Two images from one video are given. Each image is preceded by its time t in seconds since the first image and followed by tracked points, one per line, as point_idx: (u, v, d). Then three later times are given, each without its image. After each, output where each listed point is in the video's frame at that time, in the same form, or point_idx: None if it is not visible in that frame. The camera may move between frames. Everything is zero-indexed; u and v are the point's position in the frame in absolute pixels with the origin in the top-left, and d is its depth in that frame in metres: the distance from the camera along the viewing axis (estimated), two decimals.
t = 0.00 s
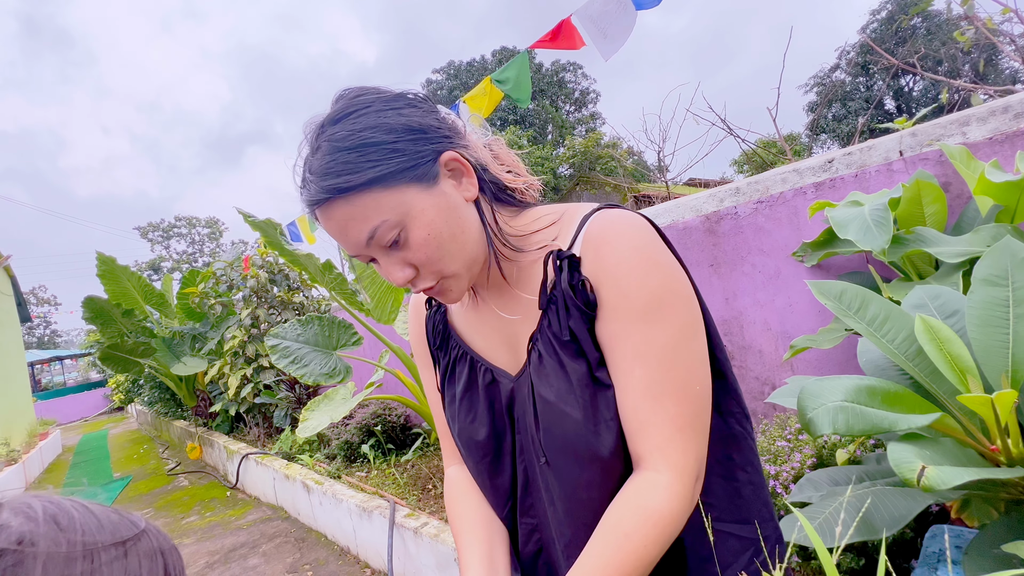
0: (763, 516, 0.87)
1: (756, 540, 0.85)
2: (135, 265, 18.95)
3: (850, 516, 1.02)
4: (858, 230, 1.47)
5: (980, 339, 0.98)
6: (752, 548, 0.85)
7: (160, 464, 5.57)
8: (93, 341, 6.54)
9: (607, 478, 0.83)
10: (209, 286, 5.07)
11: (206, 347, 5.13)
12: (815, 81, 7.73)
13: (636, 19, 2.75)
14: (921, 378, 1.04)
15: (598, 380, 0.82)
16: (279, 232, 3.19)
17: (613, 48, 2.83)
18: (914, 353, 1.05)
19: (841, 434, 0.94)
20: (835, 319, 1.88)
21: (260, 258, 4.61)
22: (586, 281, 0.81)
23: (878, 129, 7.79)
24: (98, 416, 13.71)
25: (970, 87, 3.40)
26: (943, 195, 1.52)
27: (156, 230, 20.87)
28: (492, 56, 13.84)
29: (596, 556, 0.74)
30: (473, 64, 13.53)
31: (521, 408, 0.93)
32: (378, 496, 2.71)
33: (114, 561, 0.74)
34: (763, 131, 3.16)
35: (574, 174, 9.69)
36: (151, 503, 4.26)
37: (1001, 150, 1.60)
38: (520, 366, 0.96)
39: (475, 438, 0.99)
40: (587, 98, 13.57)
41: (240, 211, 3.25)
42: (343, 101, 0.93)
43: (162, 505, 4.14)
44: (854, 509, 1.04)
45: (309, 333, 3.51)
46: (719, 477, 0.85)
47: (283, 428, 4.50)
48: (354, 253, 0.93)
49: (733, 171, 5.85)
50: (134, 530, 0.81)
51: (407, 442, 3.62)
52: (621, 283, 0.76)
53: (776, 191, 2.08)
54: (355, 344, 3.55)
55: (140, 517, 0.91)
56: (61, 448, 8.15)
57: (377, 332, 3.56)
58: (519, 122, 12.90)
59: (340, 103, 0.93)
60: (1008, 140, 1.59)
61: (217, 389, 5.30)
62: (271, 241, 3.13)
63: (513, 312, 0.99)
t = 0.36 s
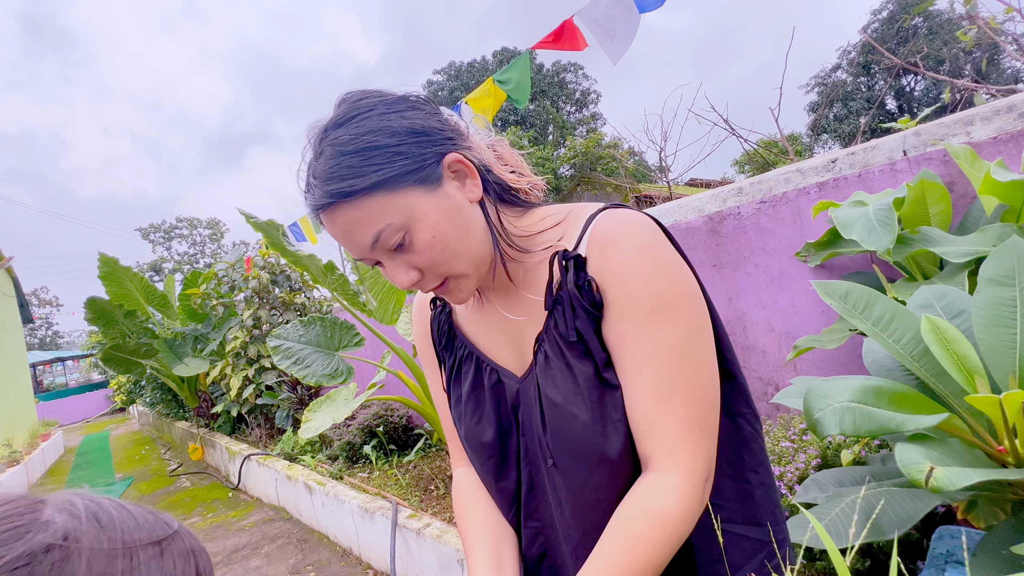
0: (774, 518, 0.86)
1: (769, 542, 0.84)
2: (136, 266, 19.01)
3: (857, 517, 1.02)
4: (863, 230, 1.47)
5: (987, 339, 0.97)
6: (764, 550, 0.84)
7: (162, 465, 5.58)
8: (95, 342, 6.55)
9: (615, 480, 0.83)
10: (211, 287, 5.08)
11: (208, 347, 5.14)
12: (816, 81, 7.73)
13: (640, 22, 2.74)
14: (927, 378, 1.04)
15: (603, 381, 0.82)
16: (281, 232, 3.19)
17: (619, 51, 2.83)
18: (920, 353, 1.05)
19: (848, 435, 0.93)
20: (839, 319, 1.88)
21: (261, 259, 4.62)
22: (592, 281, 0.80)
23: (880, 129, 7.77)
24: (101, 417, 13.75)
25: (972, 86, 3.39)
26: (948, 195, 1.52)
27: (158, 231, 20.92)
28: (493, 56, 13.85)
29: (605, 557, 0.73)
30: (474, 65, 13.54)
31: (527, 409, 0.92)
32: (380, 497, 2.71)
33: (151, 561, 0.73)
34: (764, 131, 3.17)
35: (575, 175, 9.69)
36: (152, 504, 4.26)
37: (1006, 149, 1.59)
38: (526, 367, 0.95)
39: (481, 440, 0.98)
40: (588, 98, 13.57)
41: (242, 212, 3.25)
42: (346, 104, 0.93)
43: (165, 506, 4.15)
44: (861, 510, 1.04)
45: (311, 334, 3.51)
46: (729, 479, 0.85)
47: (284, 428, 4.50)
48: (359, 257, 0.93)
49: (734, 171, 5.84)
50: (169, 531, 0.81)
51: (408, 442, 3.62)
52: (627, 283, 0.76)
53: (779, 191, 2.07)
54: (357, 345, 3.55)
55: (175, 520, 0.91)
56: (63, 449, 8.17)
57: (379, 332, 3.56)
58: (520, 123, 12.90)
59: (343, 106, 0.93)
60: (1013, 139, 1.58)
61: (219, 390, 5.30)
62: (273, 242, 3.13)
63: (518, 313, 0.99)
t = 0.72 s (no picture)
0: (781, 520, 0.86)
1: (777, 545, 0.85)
2: (138, 268, 19.06)
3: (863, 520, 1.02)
4: (865, 232, 1.47)
5: (991, 341, 0.97)
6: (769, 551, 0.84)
7: (164, 467, 5.58)
8: (97, 344, 6.56)
9: (623, 482, 0.83)
10: (212, 289, 5.08)
11: (210, 349, 5.14)
12: (817, 82, 7.74)
13: (647, 28, 2.76)
14: (931, 380, 1.04)
15: (610, 384, 0.82)
16: (284, 235, 3.20)
17: (631, 53, 2.83)
18: (924, 355, 1.05)
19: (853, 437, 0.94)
20: (842, 320, 1.88)
21: (263, 261, 4.63)
22: (599, 284, 0.81)
23: (881, 129, 7.77)
24: (102, 419, 13.76)
25: (974, 87, 3.39)
26: (950, 197, 1.52)
27: (159, 233, 20.96)
28: (494, 58, 13.88)
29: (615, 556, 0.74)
30: (474, 67, 13.56)
31: (534, 412, 0.92)
32: (382, 499, 2.71)
33: (185, 566, 0.73)
34: (766, 132, 3.17)
35: (575, 176, 9.71)
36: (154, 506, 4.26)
37: (1009, 151, 1.59)
38: (533, 370, 0.95)
39: (487, 444, 0.99)
40: (589, 99, 13.59)
41: (245, 214, 3.26)
42: (355, 111, 0.93)
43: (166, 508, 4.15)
44: (866, 512, 1.04)
45: (313, 336, 3.52)
46: (735, 481, 0.85)
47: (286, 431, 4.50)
48: (367, 261, 0.93)
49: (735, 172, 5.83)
50: (201, 539, 0.81)
51: (410, 444, 3.62)
52: (633, 287, 0.76)
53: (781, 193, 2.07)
54: (359, 347, 3.56)
55: (204, 530, 0.91)
56: (64, 451, 8.18)
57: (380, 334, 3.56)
58: (521, 125, 12.91)
59: (351, 113, 0.93)
60: (1015, 141, 1.58)
61: (220, 392, 5.31)
62: (276, 244, 3.14)
63: (525, 315, 0.99)
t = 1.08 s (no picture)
0: (785, 517, 0.86)
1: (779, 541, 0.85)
2: (139, 271, 19.10)
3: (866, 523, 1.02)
4: (867, 234, 1.47)
5: (992, 342, 0.97)
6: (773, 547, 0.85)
7: (165, 470, 5.58)
8: (99, 347, 6.57)
9: (626, 481, 0.83)
10: (214, 292, 5.09)
11: (211, 352, 5.15)
12: (818, 83, 7.74)
13: (649, 29, 2.76)
14: (933, 382, 1.04)
15: (615, 382, 0.82)
16: (285, 238, 3.20)
17: (632, 55, 2.83)
18: (925, 357, 1.05)
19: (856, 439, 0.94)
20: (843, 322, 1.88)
21: (264, 263, 4.63)
22: (607, 282, 0.81)
23: (882, 131, 7.76)
24: (104, 422, 13.77)
25: (975, 88, 3.39)
26: (951, 199, 1.52)
27: (160, 235, 21.00)
28: (494, 61, 13.92)
29: (648, 514, 0.72)
30: (475, 70, 13.59)
31: (538, 411, 0.92)
32: (384, 502, 2.70)
33: (186, 567, 0.73)
34: (766, 133, 3.17)
35: (576, 178, 9.71)
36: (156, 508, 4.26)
37: (1010, 153, 1.59)
38: (537, 369, 0.95)
39: (490, 442, 0.99)
40: (589, 102, 13.61)
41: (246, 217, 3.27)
42: (363, 111, 0.93)
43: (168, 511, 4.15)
44: (869, 515, 1.03)
45: (314, 338, 3.52)
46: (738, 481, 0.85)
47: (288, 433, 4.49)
48: (373, 259, 0.94)
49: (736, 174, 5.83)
50: (203, 540, 0.81)
51: (411, 447, 3.62)
52: (643, 283, 0.76)
53: (782, 194, 2.08)
54: (361, 349, 3.56)
55: (209, 532, 0.91)
56: (65, 454, 8.18)
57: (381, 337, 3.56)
58: (521, 127, 12.91)
59: (359, 113, 0.94)
60: (1015, 142, 1.58)
61: (222, 395, 5.31)
62: (277, 247, 3.14)
63: (527, 315, 0.99)
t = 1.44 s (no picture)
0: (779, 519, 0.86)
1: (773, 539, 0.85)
2: (140, 274, 19.14)
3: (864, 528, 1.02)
4: (865, 237, 1.47)
5: (991, 346, 0.97)
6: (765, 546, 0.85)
7: (166, 474, 5.59)
8: (100, 351, 6.57)
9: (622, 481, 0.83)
10: (214, 295, 5.11)
11: (212, 356, 5.15)
12: (817, 85, 7.75)
13: (648, 32, 2.77)
14: (932, 385, 1.04)
15: (611, 383, 0.83)
16: (286, 241, 3.21)
17: (632, 58, 2.85)
18: (925, 360, 1.05)
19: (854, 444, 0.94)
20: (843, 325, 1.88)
21: (265, 267, 4.64)
22: (604, 284, 0.81)
23: (881, 133, 7.77)
24: (105, 425, 13.77)
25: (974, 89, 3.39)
26: (950, 202, 1.52)
27: (162, 239, 21.02)
28: (494, 64, 13.94)
29: (641, 484, 0.71)
30: (475, 73, 13.62)
31: (535, 412, 0.93)
32: (385, 505, 2.71)
33: None
34: (766, 136, 3.17)
35: (577, 180, 9.73)
36: (157, 512, 4.26)
37: (1008, 156, 1.59)
38: (534, 370, 0.95)
39: (488, 439, 0.99)
40: (589, 104, 13.64)
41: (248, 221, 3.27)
42: (366, 118, 0.94)
43: (169, 514, 4.15)
44: (867, 519, 1.03)
45: (315, 342, 3.52)
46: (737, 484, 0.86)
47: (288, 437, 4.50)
48: (374, 262, 0.94)
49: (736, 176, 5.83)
50: (164, 547, 0.82)
51: (412, 450, 3.62)
52: (640, 283, 0.76)
53: (781, 197, 2.08)
54: (361, 352, 3.57)
55: (169, 529, 0.91)
56: (67, 457, 8.18)
57: (381, 340, 3.56)
58: (521, 130, 12.93)
59: (362, 122, 0.94)
60: (1013, 145, 1.59)
61: (223, 398, 5.31)
62: (278, 251, 3.15)
63: (524, 317, 0.99)
